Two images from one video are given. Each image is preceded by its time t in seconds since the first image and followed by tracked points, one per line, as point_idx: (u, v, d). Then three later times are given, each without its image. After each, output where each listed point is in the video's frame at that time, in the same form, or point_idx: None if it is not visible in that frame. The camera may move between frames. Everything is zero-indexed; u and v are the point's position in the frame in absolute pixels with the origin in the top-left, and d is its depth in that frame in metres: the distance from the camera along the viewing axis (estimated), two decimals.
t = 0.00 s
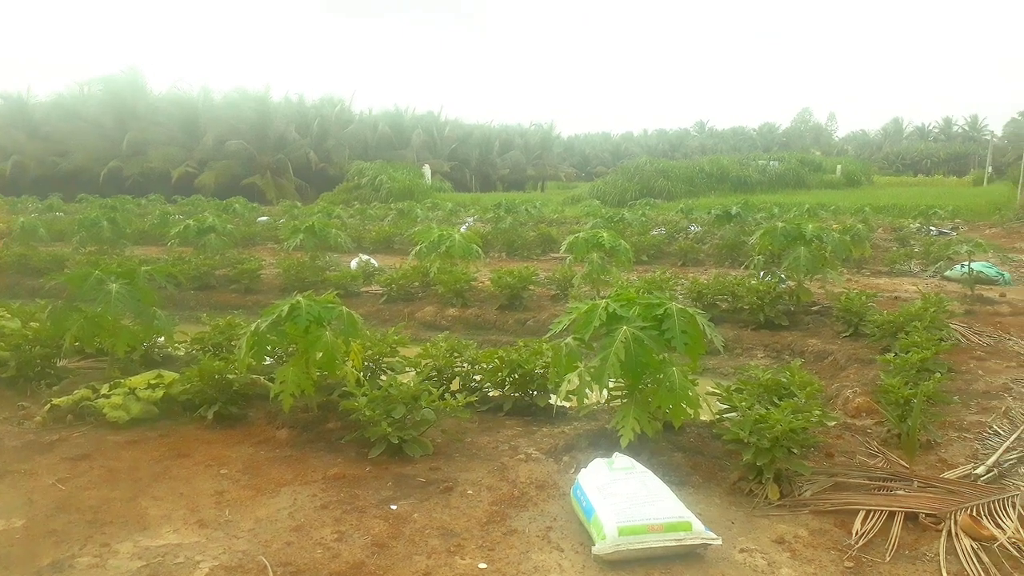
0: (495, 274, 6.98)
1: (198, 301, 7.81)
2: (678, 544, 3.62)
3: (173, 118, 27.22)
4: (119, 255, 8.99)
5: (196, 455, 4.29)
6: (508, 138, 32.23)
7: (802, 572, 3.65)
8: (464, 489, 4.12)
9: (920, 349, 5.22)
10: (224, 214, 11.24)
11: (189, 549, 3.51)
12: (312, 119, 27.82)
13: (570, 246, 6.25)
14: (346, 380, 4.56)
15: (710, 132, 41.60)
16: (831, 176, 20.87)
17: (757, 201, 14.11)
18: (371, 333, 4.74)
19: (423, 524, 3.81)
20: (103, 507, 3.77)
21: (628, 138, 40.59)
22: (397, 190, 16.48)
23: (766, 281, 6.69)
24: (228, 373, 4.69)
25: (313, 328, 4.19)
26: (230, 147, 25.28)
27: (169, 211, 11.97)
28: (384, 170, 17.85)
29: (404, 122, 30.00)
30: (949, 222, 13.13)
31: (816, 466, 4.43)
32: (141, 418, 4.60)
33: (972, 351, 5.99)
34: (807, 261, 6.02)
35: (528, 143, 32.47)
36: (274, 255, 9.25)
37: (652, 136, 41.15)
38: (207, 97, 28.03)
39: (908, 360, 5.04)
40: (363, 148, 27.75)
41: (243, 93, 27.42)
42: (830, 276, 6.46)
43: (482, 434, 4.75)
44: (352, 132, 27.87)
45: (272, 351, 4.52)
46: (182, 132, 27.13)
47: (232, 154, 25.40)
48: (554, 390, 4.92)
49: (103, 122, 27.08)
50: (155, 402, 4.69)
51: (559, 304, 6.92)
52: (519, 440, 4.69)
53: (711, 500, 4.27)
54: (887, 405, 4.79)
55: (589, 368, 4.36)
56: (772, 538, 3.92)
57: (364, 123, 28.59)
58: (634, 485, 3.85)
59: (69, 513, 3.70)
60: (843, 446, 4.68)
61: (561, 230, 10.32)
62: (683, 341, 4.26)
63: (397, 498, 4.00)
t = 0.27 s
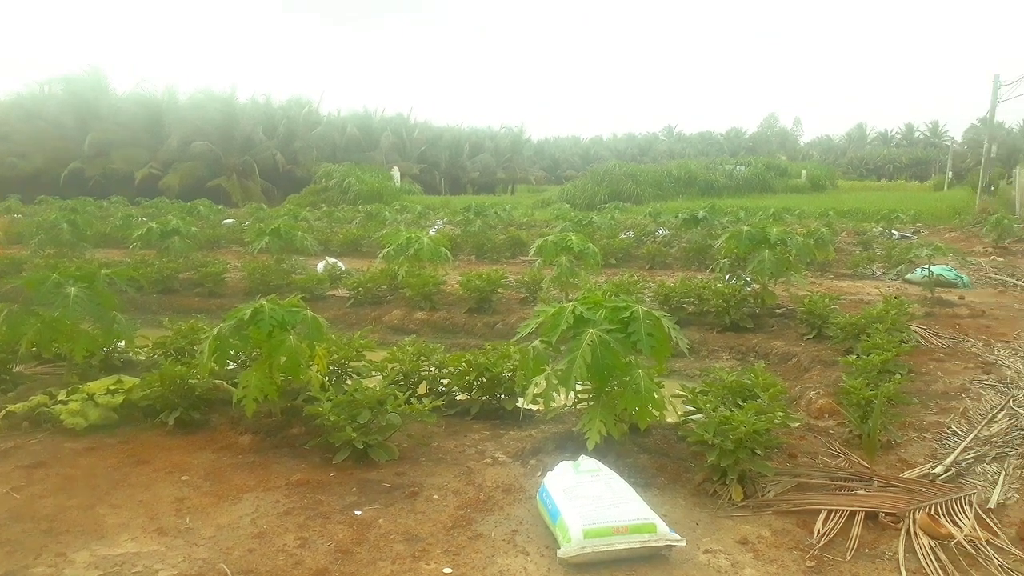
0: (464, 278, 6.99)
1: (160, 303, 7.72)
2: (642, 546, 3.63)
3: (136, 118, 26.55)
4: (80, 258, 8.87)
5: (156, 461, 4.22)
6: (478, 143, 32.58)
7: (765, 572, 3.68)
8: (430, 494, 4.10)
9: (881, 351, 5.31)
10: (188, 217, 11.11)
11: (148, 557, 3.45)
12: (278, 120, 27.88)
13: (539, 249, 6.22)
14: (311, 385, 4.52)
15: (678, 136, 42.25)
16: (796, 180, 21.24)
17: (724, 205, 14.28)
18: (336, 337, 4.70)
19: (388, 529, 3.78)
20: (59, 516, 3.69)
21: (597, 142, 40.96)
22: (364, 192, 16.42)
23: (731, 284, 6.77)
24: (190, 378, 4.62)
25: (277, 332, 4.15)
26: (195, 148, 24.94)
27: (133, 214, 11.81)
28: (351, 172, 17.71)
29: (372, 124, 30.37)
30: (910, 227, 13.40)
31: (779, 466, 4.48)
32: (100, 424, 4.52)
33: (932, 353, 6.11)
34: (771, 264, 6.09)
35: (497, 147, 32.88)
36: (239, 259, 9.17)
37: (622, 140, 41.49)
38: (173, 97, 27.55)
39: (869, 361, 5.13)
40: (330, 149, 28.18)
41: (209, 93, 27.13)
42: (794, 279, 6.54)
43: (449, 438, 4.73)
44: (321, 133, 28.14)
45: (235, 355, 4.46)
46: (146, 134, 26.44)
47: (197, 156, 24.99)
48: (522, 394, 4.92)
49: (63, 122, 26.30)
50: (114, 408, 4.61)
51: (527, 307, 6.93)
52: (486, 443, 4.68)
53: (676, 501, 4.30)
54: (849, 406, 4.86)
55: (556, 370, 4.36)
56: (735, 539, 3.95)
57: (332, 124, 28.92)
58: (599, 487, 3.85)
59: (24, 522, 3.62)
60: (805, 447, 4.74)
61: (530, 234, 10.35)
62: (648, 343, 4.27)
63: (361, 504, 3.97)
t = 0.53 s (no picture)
0: (420, 280, 6.99)
1: (108, 307, 7.54)
2: (596, 548, 3.63)
3: (82, 114, 25.26)
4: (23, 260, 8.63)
5: (100, 469, 4.11)
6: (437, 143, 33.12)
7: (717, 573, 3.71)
8: (383, 500, 4.06)
9: (831, 353, 5.42)
10: (138, 219, 10.90)
11: (89, 568, 3.35)
12: (231, 120, 27.73)
13: (498, 251, 6.17)
14: (262, 390, 4.44)
15: (636, 141, 42.85)
16: (751, 185, 21.65)
17: (680, 209, 14.47)
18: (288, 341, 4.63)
19: (339, 535, 3.73)
20: None
21: (557, 145, 41.24)
22: (321, 194, 16.29)
23: (686, 288, 6.86)
24: (136, 384, 4.51)
25: (226, 336, 4.07)
26: (146, 148, 24.36)
27: (78, 215, 11.51)
28: (307, 172, 17.48)
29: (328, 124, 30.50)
30: (860, 231, 13.73)
31: (732, 467, 4.54)
32: (41, 432, 4.40)
33: (880, 354, 6.25)
34: (725, 268, 6.18)
35: (457, 149, 33.36)
36: (190, 262, 9.02)
37: (582, 143, 41.88)
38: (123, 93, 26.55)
39: (819, 363, 5.24)
40: (285, 150, 28.28)
41: (161, 92, 26.51)
42: (748, 283, 6.65)
43: (403, 442, 4.70)
44: (276, 134, 28.05)
45: (184, 359, 4.36)
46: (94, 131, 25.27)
47: (149, 156, 24.35)
48: (477, 397, 4.91)
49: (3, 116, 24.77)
50: (56, 414, 4.48)
51: (484, 310, 6.93)
52: (441, 448, 4.65)
53: (630, 503, 4.33)
54: (800, 407, 4.95)
55: (511, 373, 4.34)
56: (688, 540, 3.98)
57: (287, 125, 28.98)
58: (553, 490, 3.84)
59: None
60: (757, 448, 4.80)
61: (488, 236, 10.36)
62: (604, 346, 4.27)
63: (313, 510, 3.91)
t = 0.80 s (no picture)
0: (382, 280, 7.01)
1: (62, 310, 7.40)
2: (557, 547, 3.64)
3: (35, 112, 24.25)
4: None
5: (52, 476, 4.02)
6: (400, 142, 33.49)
7: (677, 568, 3.74)
8: (343, 502, 4.04)
9: (788, 349, 5.52)
10: (92, 220, 10.71)
11: None
12: (188, 117, 27.19)
13: (461, 251, 6.17)
14: (220, 393, 4.38)
15: (600, 141, 43.14)
16: (712, 185, 21.97)
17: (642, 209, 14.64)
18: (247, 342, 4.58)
19: (299, 539, 3.70)
20: None
21: (521, 144, 41.36)
22: (281, 193, 16.16)
23: (648, 286, 6.93)
24: (90, 389, 4.43)
25: (183, 338, 4.01)
26: (100, 147, 23.83)
27: (30, 216, 11.26)
28: (268, 171, 17.28)
29: (289, 122, 30.35)
30: (818, 229, 14.01)
31: (692, 464, 4.59)
32: None
33: (836, 350, 6.38)
34: (685, 266, 6.26)
35: (420, 148, 33.62)
36: (146, 263, 8.89)
37: (546, 143, 42.09)
38: (76, 90, 25.80)
39: (777, 360, 5.33)
40: (245, 150, 28.01)
41: (115, 90, 25.91)
42: (708, 281, 6.74)
43: (365, 444, 4.67)
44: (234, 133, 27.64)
45: (139, 362, 4.29)
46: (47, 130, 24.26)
47: (104, 155, 23.97)
48: (440, 398, 4.91)
49: None
50: (7, 421, 4.38)
51: (448, 310, 6.93)
52: (403, 449, 4.64)
53: (592, 501, 4.35)
54: (758, 403, 5.03)
55: (474, 373, 4.32)
56: (649, 536, 4.01)
57: (246, 123, 28.59)
58: (515, 489, 3.83)
59: None
60: (717, 444, 4.87)
61: (452, 235, 10.36)
62: (565, 345, 4.28)
63: (272, 514, 3.87)
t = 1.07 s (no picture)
0: (347, 279, 6.98)
1: (16, 311, 7.23)
2: (523, 545, 3.61)
3: None
4: None
5: (4, 482, 3.91)
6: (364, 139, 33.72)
7: (643, 564, 3.73)
8: (307, 504, 3.98)
9: (753, 344, 5.57)
10: (47, 219, 10.50)
11: None
12: (146, 113, 26.56)
13: (426, 249, 6.11)
14: (179, 394, 4.29)
15: (568, 138, 43.27)
16: (677, 182, 22.14)
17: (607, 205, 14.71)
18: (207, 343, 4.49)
19: (261, 542, 3.63)
20: None
21: (488, 141, 41.28)
22: (243, 191, 15.97)
23: (615, 282, 6.94)
24: (43, 392, 4.31)
25: (139, 339, 3.92)
26: (54, 144, 23.13)
27: None
28: (229, 168, 17.00)
29: (251, 118, 30.05)
30: (781, 225, 14.21)
31: (658, 459, 4.61)
32: None
33: (800, 344, 6.46)
34: (651, 262, 6.29)
35: (384, 144, 33.99)
36: (103, 262, 8.71)
37: (514, 139, 42.11)
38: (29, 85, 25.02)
39: (742, 354, 5.37)
40: (206, 147, 27.56)
41: (70, 86, 25.16)
42: (674, 277, 6.78)
43: (328, 445, 4.61)
44: (194, 129, 27.12)
45: (94, 364, 4.18)
46: None
47: (58, 153, 23.32)
48: (405, 397, 4.86)
49: None
50: None
51: (413, 308, 6.89)
52: (368, 449, 4.59)
53: (558, 497, 4.34)
54: (723, 398, 5.07)
55: (439, 372, 4.27)
56: (615, 532, 4.00)
57: (207, 119, 28.05)
58: (481, 488, 3.80)
59: None
60: (683, 438, 4.89)
61: (418, 233, 10.29)
62: (531, 341, 4.26)
63: (233, 517, 3.79)
